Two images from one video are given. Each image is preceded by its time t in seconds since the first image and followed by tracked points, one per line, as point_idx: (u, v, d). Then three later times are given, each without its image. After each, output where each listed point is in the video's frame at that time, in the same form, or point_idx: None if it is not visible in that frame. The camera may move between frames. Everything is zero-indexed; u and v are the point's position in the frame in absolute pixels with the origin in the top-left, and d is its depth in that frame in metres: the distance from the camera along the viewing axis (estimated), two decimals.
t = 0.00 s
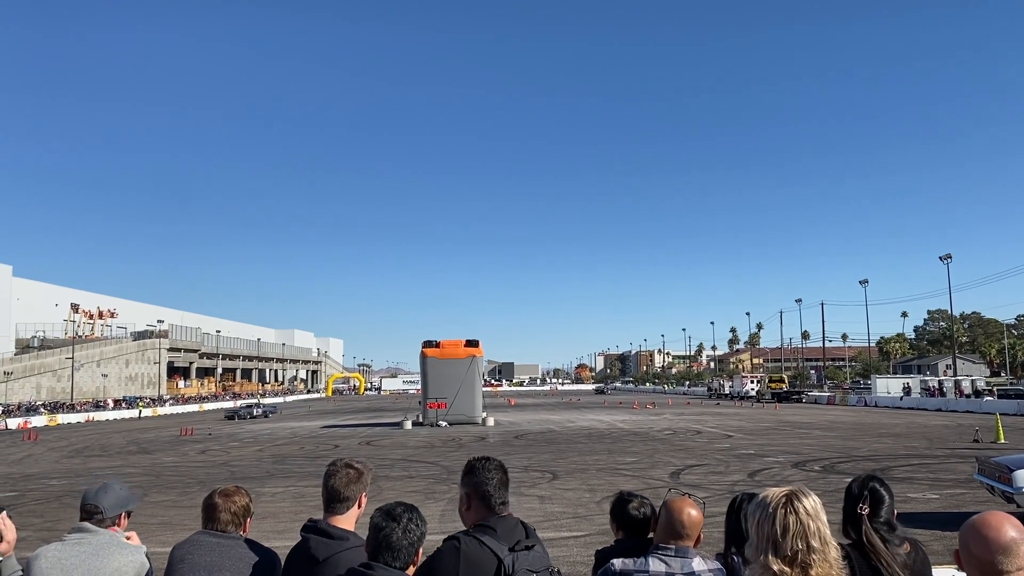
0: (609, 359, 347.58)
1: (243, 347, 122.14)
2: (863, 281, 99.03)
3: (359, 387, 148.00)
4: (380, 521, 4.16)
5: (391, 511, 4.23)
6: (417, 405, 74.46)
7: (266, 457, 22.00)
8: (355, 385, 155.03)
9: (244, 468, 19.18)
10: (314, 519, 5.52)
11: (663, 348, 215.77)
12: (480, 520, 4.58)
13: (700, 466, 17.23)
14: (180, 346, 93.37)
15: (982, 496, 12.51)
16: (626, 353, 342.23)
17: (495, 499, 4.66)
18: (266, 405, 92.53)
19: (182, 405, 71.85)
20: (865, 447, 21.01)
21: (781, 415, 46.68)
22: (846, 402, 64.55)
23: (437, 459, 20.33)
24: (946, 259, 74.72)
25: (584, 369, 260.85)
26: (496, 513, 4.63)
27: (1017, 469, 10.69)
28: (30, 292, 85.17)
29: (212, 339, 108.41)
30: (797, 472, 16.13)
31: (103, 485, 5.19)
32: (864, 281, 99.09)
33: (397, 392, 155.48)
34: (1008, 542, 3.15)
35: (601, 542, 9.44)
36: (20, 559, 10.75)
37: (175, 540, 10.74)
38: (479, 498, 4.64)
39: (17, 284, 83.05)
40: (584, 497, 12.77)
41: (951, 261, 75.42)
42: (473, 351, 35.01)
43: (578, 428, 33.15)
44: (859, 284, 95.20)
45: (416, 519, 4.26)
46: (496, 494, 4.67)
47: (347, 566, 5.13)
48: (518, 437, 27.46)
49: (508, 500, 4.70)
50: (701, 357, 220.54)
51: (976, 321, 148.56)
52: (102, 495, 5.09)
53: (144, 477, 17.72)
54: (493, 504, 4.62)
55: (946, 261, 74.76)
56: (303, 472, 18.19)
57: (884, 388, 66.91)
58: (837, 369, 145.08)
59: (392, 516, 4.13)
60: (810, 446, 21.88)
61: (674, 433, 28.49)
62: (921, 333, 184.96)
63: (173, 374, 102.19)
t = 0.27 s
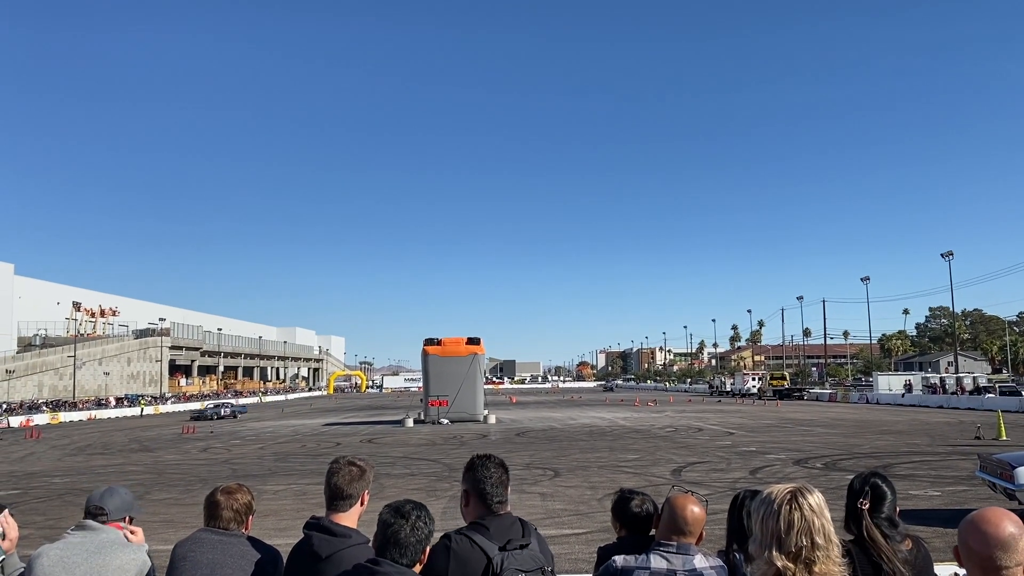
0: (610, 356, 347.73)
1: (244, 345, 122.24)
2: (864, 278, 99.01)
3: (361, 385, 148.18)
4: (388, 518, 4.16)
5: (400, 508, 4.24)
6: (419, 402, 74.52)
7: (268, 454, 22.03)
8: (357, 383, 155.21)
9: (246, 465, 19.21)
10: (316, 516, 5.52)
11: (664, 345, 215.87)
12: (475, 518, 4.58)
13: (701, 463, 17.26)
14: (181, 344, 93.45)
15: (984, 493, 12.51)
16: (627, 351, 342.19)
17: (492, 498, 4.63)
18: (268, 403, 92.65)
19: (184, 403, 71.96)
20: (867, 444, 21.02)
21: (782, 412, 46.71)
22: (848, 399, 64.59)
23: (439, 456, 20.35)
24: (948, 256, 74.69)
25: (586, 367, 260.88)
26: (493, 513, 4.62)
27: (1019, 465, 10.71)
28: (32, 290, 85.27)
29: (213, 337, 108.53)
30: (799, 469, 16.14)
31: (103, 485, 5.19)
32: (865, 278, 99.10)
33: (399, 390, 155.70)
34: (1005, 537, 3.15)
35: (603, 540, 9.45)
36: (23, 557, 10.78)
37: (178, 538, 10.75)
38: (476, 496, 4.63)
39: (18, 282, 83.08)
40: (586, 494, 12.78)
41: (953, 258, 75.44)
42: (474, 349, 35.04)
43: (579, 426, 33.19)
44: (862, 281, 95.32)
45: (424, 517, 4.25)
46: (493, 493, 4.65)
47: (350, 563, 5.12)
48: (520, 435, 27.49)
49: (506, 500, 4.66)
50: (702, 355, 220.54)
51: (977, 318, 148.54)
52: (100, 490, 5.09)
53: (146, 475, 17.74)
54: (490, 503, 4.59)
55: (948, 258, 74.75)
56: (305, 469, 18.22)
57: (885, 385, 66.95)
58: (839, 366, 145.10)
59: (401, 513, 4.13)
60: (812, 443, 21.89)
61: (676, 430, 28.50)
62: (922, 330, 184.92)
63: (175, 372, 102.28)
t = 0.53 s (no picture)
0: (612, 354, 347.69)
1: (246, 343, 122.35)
2: (867, 276, 98.85)
3: (363, 383, 148.17)
4: (394, 514, 4.17)
5: (407, 506, 4.25)
6: (420, 400, 74.55)
7: (270, 452, 22.05)
8: (358, 381, 155.29)
9: (248, 463, 19.22)
10: (320, 513, 5.53)
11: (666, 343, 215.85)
12: (478, 516, 4.58)
13: (704, 461, 17.25)
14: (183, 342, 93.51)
15: (987, 490, 12.50)
16: (628, 349, 342.14)
17: (495, 496, 4.64)
18: (270, 401, 92.67)
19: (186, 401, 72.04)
20: (869, 442, 21.00)
21: (785, 410, 46.70)
22: (850, 396, 64.58)
23: (441, 454, 20.37)
24: (949, 253, 74.65)
25: (587, 365, 260.94)
26: (496, 511, 4.62)
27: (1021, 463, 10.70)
28: (34, 288, 85.37)
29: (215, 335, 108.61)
30: (801, 467, 16.13)
31: (109, 482, 5.20)
32: (867, 275, 98.96)
33: (401, 388, 155.82)
34: (1007, 533, 3.14)
35: (605, 538, 9.45)
36: (26, 554, 10.78)
37: (180, 536, 10.76)
38: (480, 494, 4.64)
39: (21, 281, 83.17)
40: (588, 492, 12.78)
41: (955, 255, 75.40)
42: (476, 346, 35.01)
43: (581, 423, 33.19)
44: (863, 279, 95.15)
45: (430, 514, 4.26)
46: (497, 491, 4.66)
47: (353, 561, 5.12)
48: (521, 433, 27.49)
49: (509, 499, 4.66)
50: (704, 353, 220.53)
51: (979, 316, 148.40)
52: (104, 490, 5.10)
53: (148, 473, 17.75)
54: (493, 501, 4.59)
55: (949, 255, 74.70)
56: (307, 467, 18.24)
57: (887, 382, 66.88)
58: (841, 364, 145.08)
59: (408, 509, 4.14)
60: (814, 441, 21.88)
61: (678, 428, 28.49)
62: (924, 328, 184.75)
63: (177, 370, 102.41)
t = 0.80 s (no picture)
0: (614, 352, 347.79)
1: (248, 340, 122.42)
2: (869, 273, 98.69)
3: (365, 380, 148.37)
4: (400, 511, 4.17)
5: (413, 502, 4.25)
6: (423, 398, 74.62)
7: (272, 450, 22.06)
8: (361, 378, 155.39)
9: (251, 461, 19.24)
10: (323, 510, 5.53)
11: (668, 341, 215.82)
12: (484, 512, 4.60)
13: (705, 458, 17.26)
14: (185, 340, 93.58)
15: (989, 488, 12.51)
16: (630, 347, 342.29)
17: (501, 492, 4.65)
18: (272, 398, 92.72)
19: (188, 399, 72.11)
20: (872, 439, 21.00)
21: (787, 408, 46.70)
22: (852, 394, 64.56)
23: (443, 451, 20.38)
24: (953, 251, 74.51)
25: (589, 362, 260.90)
26: (501, 507, 4.63)
27: None
28: (38, 286, 85.59)
29: (218, 333, 108.66)
30: (803, 464, 16.15)
31: (113, 477, 5.21)
32: (870, 273, 98.78)
33: (403, 386, 155.98)
34: (1009, 532, 3.14)
35: (607, 536, 9.46)
36: (30, 551, 10.81)
37: (183, 533, 10.79)
38: (486, 490, 4.65)
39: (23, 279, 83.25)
40: (590, 489, 12.80)
41: (957, 253, 75.31)
42: (478, 344, 34.87)
43: (584, 421, 33.22)
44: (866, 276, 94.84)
45: (436, 511, 4.26)
46: (503, 488, 4.67)
47: (356, 558, 5.13)
48: (524, 430, 27.51)
49: (515, 495, 4.68)
50: (706, 350, 220.36)
51: (982, 313, 148.19)
52: (110, 486, 5.09)
53: (151, 470, 17.79)
54: (499, 497, 4.61)
55: (952, 252, 74.58)
56: (309, 464, 18.26)
57: (889, 380, 66.80)
58: (843, 362, 145.02)
59: (414, 506, 4.14)
60: (816, 438, 21.89)
61: (679, 426, 28.51)
62: (926, 326, 184.61)
63: (180, 367, 102.52)
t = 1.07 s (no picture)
0: (616, 350, 347.65)
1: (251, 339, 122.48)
2: (872, 271, 98.44)
3: (367, 377, 148.50)
4: (407, 508, 4.19)
5: (421, 499, 4.25)
6: (425, 396, 74.64)
7: (275, 448, 22.08)
8: (363, 376, 155.45)
9: (254, 459, 19.26)
10: (326, 507, 5.54)
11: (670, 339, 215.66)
12: (491, 508, 4.62)
13: (708, 456, 17.24)
14: (188, 338, 93.69)
15: (992, 486, 12.50)
16: (632, 345, 342.04)
17: (510, 489, 4.66)
18: (274, 396, 92.74)
19: (191, 397, 72.14)
20: (875, 437, 20.97)
21: (789, 406, 46.67)
22: (855, 392, 64.48)
23: (445, 449, 20.39)
24: (955, 248, 74.32)
25: (592, 360, 260.66)
26: (510, 503, 4.64)
27: None
28: (40, 285, 85.72)
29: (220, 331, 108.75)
30: (806, 462, 16.14)
31: (117, 473, 5.22)
32: (873, 271, 98.53)
33: (406, 383, 156.00)
34: (1008, 529, 3.14)
35: (610, 534, 9.46)
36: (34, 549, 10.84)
37: (186, 531, 10.80)
38: (494, 486, 4.66)
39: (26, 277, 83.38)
40: (593, 487, 12.80)
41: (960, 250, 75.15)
42: (480, 342, 34.97)
43: (586, 419, 33.20)
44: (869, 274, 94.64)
45: (443, 508, 4.27)
46: (511, 484, 4.69)
47: (359, 555, 5.14)
48: (526, 428, 27.52)
49: (523, 490, 4.70)
50: (709, 348, 220.19)
51: (985, 311, 147.87)
52: (114, 483, 5.10)
53: (154, 468, 17.82)
54: (507, 493, 4.62)
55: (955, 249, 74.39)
56: (312, 463, 18.29)
57: (892, 377, 66.68)
58: (846, 359, 144.76)
59: (420, 503, 4.15)
60: (819, 436, 21.86)
61: (682, 424, 28.49)
62: (929, 323, 184.26)
63: (183, 365, 102.63)
